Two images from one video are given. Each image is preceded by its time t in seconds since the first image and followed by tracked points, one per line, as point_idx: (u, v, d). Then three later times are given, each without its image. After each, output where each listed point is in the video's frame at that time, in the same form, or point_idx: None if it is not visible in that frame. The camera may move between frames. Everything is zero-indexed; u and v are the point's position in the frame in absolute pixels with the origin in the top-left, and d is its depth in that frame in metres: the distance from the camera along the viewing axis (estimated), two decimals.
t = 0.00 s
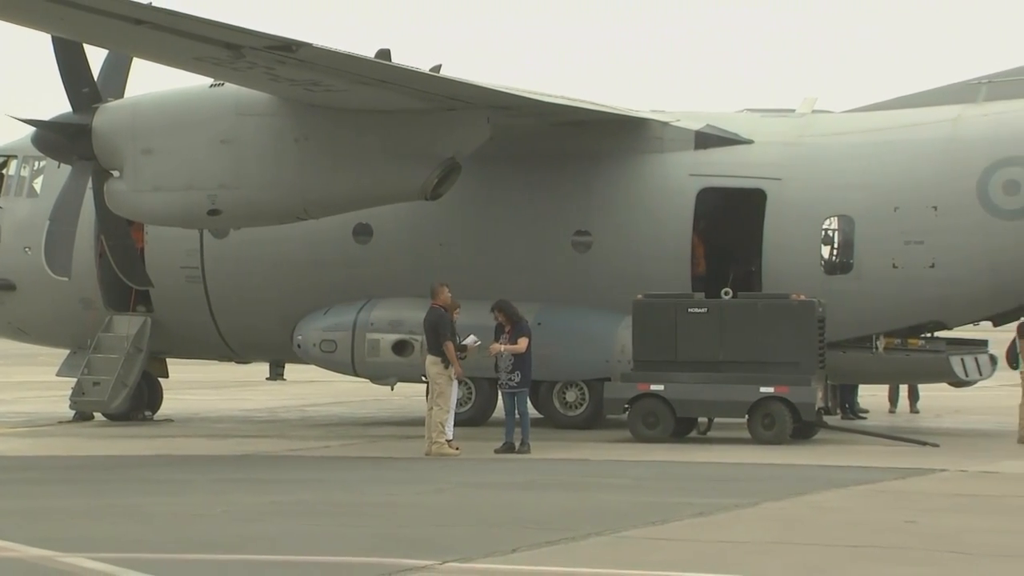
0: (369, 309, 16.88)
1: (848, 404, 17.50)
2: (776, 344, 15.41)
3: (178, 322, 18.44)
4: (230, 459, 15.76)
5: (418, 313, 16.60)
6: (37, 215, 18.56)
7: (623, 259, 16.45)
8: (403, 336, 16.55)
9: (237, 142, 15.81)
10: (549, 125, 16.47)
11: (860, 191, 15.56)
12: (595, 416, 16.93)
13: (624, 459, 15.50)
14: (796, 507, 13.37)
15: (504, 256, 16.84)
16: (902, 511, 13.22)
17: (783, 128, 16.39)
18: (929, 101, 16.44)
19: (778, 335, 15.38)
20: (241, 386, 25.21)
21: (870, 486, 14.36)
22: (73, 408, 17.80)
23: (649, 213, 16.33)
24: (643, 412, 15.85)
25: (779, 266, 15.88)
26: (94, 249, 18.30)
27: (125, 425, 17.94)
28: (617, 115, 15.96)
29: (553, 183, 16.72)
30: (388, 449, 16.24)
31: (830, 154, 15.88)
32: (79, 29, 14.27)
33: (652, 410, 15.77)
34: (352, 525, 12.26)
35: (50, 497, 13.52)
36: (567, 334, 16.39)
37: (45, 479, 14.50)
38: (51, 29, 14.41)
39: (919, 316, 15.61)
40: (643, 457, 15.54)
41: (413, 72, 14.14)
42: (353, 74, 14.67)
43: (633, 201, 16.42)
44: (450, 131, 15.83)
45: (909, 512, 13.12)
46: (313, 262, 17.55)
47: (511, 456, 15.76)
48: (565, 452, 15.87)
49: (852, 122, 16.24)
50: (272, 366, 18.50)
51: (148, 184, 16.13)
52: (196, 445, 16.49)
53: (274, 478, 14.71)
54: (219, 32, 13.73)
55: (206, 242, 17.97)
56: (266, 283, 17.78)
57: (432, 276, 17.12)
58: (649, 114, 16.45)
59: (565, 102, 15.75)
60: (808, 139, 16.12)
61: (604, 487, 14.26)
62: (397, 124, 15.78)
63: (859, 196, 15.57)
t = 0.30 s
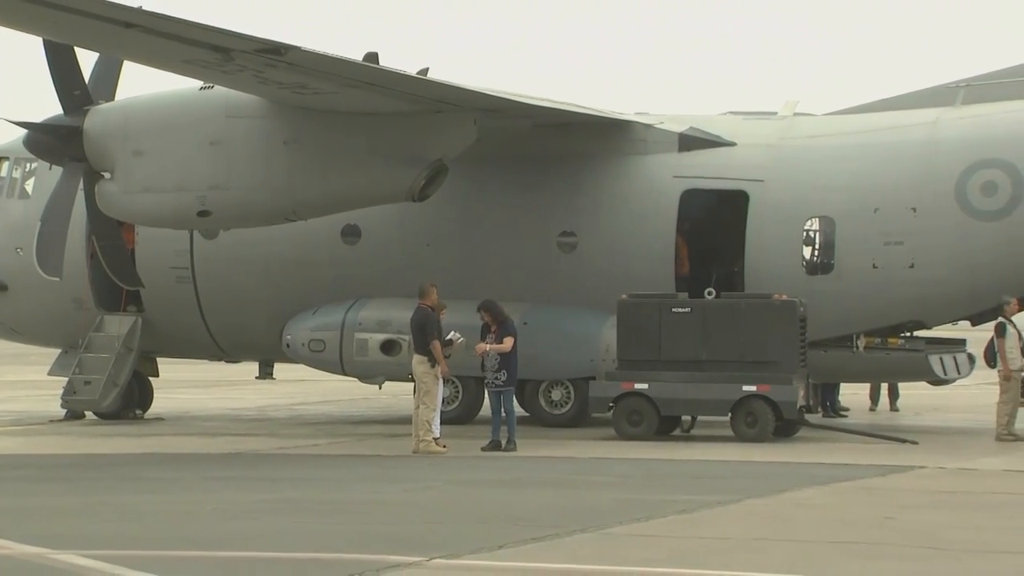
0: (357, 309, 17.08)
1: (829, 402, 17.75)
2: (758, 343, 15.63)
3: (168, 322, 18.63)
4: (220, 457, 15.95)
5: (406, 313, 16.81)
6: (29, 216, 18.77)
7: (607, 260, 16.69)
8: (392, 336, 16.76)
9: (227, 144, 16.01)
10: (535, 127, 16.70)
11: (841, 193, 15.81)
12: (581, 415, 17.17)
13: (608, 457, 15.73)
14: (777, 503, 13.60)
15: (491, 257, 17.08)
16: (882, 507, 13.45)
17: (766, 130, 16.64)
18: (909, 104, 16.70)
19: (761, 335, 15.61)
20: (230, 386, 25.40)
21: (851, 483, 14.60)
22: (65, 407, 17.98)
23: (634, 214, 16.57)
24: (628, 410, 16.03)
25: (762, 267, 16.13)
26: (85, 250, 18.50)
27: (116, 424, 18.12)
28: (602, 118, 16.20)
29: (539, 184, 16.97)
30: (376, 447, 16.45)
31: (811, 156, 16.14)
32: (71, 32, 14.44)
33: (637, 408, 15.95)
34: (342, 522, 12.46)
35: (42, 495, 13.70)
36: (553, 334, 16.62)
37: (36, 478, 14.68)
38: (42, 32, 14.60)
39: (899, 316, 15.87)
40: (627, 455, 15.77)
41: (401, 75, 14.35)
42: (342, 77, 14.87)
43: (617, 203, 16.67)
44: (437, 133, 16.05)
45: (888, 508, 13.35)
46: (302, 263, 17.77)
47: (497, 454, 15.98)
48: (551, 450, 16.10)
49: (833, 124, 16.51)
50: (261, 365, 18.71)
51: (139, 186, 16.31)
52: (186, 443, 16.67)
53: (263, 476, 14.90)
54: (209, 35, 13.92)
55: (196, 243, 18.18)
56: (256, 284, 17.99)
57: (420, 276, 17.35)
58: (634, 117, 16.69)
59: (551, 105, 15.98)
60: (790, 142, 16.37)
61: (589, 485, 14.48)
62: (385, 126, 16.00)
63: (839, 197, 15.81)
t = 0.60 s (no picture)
0: (346, 309, 17.28)
1: (812, 401, 18.00)
2: (742, 343, 15.84)
3: (159, 322, 18.80)
4: (210, 455, 16.13)
5: (394, 313, 17.01)
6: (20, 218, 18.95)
7: (594, 262, 16.91)
8: (380, 336, 16.95)
9: (217, 146, 16.19)
10: (521, 129, 16.91)
11: (823, 195, 16.04)
12: (567, 413, 17.39)
13: (594, 455, 15.95)
14: (759, 501, 13.80)
15: (479, 257, 17.29)
16: (863, 505, 13.67)
17: (749, 133, 16.89)
18: (890, 108, 16.94)
19: (744, 335, 15.82)
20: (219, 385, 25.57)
21: (833, 480, 14.82)
22: (57, 406, 18.14)
23: (619, 215, 16.79)
24: (614, 409, 16.19)
25: (745, 268, 16.36)
26: (77, 250, 18.68)
27: (108, 423, 18.29)
28: (589, 120, 16.42)
29: (526, 186, 17.18)
30: (364, 445, 16.64)
31: (794, 158, 16.37)
32: (62, 35, 14.60)
33: (623, 407, 16.13)
34: (332, 520, 12.64)
35: (35, 494, 13.86)
36: (538, 334, 16.83)
37: (29, 476, 14.84)
38: (34, 35, 14.77)
39: (880, 316, 16.11)
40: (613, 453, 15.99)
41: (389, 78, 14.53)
42: (330, 80, 15.04)
43: (603, 205, 16.88)
44: (425, 136, 16.24)
45: (869, 505, 13.56)
46: (292, 263, 17.98)
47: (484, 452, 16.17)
48: (538, 448, 16.30)
49: (815, 127, 16.75)
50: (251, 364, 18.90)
51: (130, 187, 16.48)
52: (176, 442, 16.85)
53: (254, 474, 15.08)
54: (200, 38, 14.09)
55: (186, 244, 18.37)
56: (246, 284, 18.19)
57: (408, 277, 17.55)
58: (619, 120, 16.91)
59: (538, 107, 16.18)
60: (773, 145, 16.61)
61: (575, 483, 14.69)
62: (374, 129, 16.19)
63: (822, 199, 16.04)
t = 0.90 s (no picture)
0: (336, 309, 17.49)
1: (795, 400, 18.26)
2: (727, 343, 16.07)
3: (151, 322, 19.01)
4: (202, 453, 16.33)
5: (383, 314, 17.21)
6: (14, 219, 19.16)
7: (582, 263, 17.15)
8: (370, 336, 17.15)
9: (208, 148, 16.38)
10: (510, 132, 17.14)
11: (807, 197, 16.29)
12: (554, 412, 17.63)
13: (581, 453, 16.18)
14: (743, 498, 14.03)
15: (468, 258, 17.53)
16: (845, 502, 13.90)
17: (734, 136, 17.14)
18: (873, 112, 17.21)
19: (729, 335, 16.04)
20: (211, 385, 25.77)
21: (816, 478, 15.06)
22: (49, 404, 18.34)
23: (606, 216, 17.03)
24: (601, 408, 16.40)
25: (730, 269, 16.60)
26: (70, 251, 18.88)
27: (100, 422, 18.47)
28: (576, 123, 16.65)
29: (514, 187, 17.43)
30: (355, 444, 16.85)
31: (778, 161, 16.61)
32: (55, 39, 14.78)
33: (610, 405, 16.33)
34: (322, 517, 12.85)
35: (29, 492, 14.05)
36: (526, 334, 17.07)
37: (23, 474, 15.03)
38: (27, 38, 14.95)
39: (862, 316, 16.37)
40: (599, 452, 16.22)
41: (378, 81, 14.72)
42: (320, 82, 15.23)
43: (590, 206, 17.12)
44: (414, 138, 16.46)
45: (851, 502, 13.80)
46: (283, 265, 18.19)
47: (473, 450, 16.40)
48: (525, 447, 16.52)
49: (799, 130, 17.01)
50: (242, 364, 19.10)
51: (123, 189, 16.67)
52: (168, 440, 17.04)
53: (245, 472, 15.28)
54: (192, 42, 14.27)
55: (178, 245, 18.58)
56: (237, 285, 18.40)
57: (398, 277, 17.78)
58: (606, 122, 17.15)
59: (526, 110, 16.40)
60: (757, 147, 16.86)
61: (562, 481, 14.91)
62: (364, 131, 16.39)
63: (806, 201, 16.28)
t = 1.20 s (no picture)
0: (324, 308, 17.69)
1: (777, 398, 18.53)
2: (709, 342, 16.31)
3: (141, 322, 19.20)
4: (191, 451, 16.52)
5: (371, 313, 17.41)
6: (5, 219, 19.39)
7: (567, 263, 17.38)
8: (358, 335, 17.35)
9: (197, 149, 16.57)
10: (496, 133, 17.36)
11: (788, 198, 16.54)
12: (539, 411, 17.87)
13: (565, 450, 16.41)
14: (725, 495, 14.28)
15: (454, 258, 17.75)
16: (826, 498, 14.14)
17: (717, 137, 17.39)
18: (853, 114, 17.47)
19: (711, 334, 16.28)
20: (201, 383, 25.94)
21: (798, 475, 15.30)
22: (40, 403, 18.53)
23: (590, 217, 17.26)
24: (585, 406, 16.65)
25: (713, 269, 16.84)
26: (60, 251, 19.08)
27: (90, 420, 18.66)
28: (561, 125, 16.88)
29: (500, 188, 17.66)
30: (342, 442, 17.06)
31: (760, 163, 16.86)
32: (46, 41, 14.95)
33: (594, 404, 16.57)
34: (311, 514, 13.06)
35: (20, 489, 14.23)
36: (512, 333, 17.29)
37: (14, 472, 15.21)
38: (18, 41, 15.12)
39: (842, 315, 16.63)
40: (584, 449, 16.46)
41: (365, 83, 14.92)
42: (308, 85, 15.42)
43: (575, 207, 17.35)
44: (401, 140, 16.67)
45: (831, 499, 14.04)
46: (271, 265, 18.39)
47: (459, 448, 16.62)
48: (511, 444, 16.75)
49: (780, 132, 17.26)
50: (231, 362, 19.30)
51: (113, 190, 16.86)
52: (158, 438, 17.23)
53: (234, 470, 15.48)
54: (181, 44, 14.45)
55: (168, 245, 18.77)
56: (227, 284, 18.60)
57: (385, 277, 18.00)
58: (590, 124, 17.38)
59: (512, 112, 16.61)
60: (739, 149, 17.11)
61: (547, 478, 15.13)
62: (351, 132, 16.59)
63: (787, 202, 16.53)
